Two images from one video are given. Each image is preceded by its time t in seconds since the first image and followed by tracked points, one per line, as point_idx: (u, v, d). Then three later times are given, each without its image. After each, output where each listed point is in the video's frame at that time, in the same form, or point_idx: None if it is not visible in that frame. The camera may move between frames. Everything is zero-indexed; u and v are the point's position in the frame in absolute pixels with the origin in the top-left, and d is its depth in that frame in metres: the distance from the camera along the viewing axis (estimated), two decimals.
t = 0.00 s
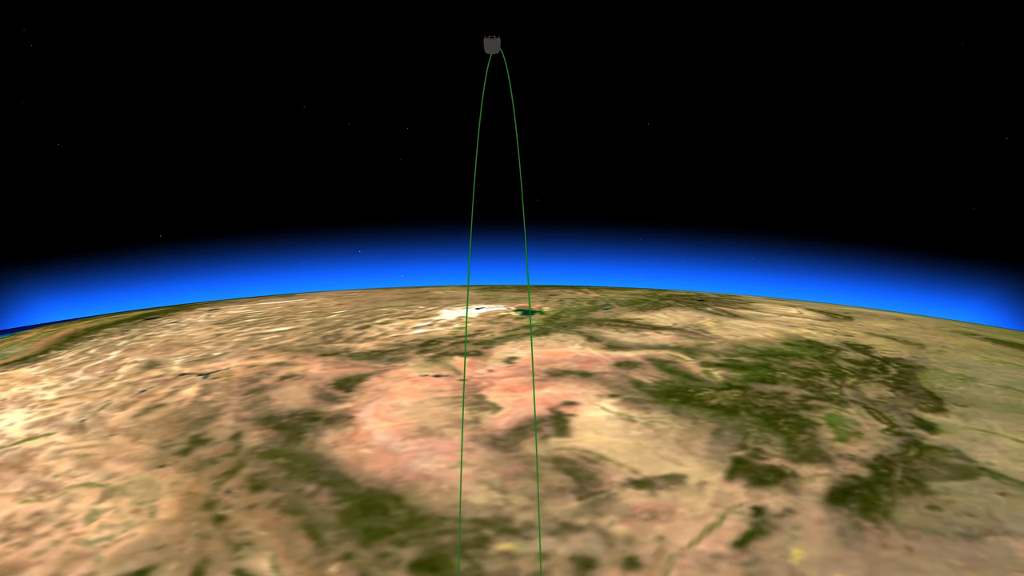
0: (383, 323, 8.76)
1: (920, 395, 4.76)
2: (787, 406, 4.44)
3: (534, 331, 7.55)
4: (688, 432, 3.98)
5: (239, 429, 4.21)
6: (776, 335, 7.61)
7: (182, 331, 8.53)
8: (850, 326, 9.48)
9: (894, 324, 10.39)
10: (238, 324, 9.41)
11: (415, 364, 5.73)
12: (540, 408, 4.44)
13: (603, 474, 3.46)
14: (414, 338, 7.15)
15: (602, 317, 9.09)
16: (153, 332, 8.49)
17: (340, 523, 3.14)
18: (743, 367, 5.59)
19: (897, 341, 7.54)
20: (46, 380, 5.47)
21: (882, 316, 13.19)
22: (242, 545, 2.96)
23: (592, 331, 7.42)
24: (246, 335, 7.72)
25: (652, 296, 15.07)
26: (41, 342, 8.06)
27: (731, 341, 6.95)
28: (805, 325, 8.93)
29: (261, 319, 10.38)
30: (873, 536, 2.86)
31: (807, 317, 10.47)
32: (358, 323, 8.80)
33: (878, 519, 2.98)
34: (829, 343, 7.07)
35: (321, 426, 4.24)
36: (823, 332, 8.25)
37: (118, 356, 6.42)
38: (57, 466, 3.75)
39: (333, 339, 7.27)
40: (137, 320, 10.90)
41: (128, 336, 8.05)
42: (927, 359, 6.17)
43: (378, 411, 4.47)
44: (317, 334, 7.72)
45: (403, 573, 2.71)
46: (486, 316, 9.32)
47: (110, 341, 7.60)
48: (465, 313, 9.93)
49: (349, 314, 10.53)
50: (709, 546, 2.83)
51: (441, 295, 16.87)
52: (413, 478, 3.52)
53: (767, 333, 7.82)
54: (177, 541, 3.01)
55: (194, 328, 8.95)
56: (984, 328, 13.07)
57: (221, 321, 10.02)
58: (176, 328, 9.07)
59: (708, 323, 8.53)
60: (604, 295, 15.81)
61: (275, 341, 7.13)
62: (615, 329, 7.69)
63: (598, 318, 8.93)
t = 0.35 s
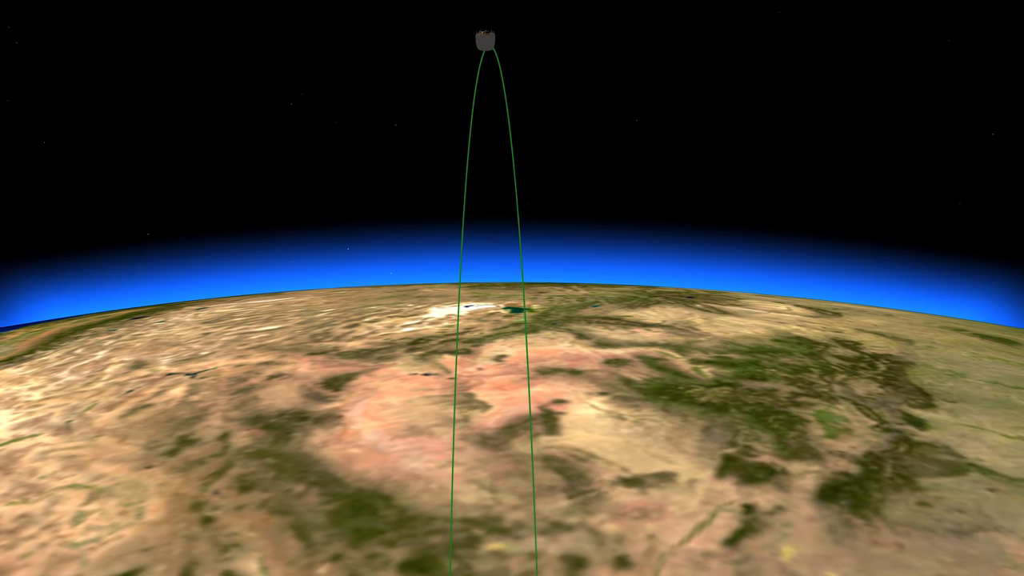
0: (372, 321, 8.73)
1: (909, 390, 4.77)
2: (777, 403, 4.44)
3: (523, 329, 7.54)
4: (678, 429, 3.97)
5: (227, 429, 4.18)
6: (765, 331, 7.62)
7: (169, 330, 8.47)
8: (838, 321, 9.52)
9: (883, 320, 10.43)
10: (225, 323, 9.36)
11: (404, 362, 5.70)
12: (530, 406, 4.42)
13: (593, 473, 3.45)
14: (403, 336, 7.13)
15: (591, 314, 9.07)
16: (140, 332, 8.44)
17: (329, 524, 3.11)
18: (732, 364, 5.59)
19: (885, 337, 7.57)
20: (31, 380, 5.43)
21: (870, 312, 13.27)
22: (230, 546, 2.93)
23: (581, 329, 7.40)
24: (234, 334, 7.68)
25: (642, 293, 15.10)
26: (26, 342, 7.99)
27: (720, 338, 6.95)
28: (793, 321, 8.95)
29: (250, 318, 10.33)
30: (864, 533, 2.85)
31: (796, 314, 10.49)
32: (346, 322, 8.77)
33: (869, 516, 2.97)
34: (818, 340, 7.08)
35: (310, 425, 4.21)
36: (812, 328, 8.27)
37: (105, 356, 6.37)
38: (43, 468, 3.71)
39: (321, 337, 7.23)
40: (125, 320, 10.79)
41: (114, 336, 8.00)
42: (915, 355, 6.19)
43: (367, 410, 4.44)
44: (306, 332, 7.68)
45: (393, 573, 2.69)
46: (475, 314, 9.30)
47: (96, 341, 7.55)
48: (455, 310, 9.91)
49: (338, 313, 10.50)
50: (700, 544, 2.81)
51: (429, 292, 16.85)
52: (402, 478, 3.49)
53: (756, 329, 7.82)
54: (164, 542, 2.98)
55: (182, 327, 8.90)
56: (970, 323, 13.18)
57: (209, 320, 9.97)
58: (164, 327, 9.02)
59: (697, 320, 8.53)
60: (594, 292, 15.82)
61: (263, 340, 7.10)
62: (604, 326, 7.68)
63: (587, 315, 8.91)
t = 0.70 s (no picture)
0: (360, 319, 8.71)
1: (898, 386, 4.78)
2: (766, 399, 4.43)
3: (512, 326, 7.51)
4: (668, 427, 3.96)
5: (214, 430, 4.15)
6: (753, 327, 7.63)
7: (156, 330, 8.42)
8: (826, 317, 9.56)
9: (871, 316, 10.48)
10: (212, 321, 9.31)
11: (392, 361, 5.68)
12: (518, 404, 4.40)
13: (583, 471, 3.43)
14: (391, 335, 7.11)
15: (579, 311, 9.06)
16: (127, 331, 8.39)
17: (317, 524, 3.08)
18: (721, 361, 5.59)
19: (873, 332, 7.59)
20: (15, 381, 5.38)
21: (858, 308, 13.33)
22: (218, 548, 2.90)
23: (569, 326, 7.39)
24: (221, 333, 7.64)
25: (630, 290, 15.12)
26: (10, 343, 7.91)
27: (709, 335, 6.96)
28: (782, 318, 8.97)
29: (237, 316, 10.28)
30: (853, 529, 2.84)
31: (785, 310, 10.52)
32: (333, 320, 8.74)
33: (858, 512, 2.96)
34: (806, 336, 7.09)
35: (297, 425, 4.18)
36: (801, 324, 8.29)
37: (90, 355, 6.32)
38: (27, 469, 3.66)
39: (308, 336, 7.19)
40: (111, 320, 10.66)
41: (100, 335, 7.95)
42: (903, 350, 6.21)
43: (355, 409, 4.42)
44: (293, 331, 7.63)
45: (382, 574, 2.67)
46: (462, 312, 9.26)
47: (81, 341, 7.49)
48: (444, 308, 9.90)
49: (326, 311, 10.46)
50: (690, 542, 2.80)
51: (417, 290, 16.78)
52: (391, 477, 3.46)
53: (744, 325, 7.83)
54: (151, 544, 2.94)
55: (169, 327, 8.85)
56: (956, 318, 13.29)
57: (196, 319, 9.91)
58: (151, 326, 8.96)
59: (686, 317, 8.54)
60: (583, 289, 15.80)
61: (251, 339, 7.06)
62: (593, 323, 7.67)
63: (576, 312, 8.90)
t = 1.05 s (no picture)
0: (348, 318, 8.67)
1: (887, 382, 4.79)
2: (756, 396, 4.43)
3: (501, 324, 7.50)
4: (658, 424, 3.95)
5: (202, 430, 4.12)
6: (742, 324, 7.64)
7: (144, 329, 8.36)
8: (815, 314, 9.59)
9: (860, 312, 10.53)
10: (200, 320, 9.25)
11: (381, 359, 5.65)
12: (508, 402, 4.39)
13: (573, 470, 3.41)
14: (380, 333, 7.08)
15: (569, 309, 9.05)
16: (114, 331, 8.32)
17: (306, 525, 3.05)
18: (711, 358, 5.58)
19: (862, 329, 7.62)
20: None
21: (846, 304, 13.39)
22: (206, 549, 2.86)
23: (559, 323, 7.38)
24: (208, 332, 7.60)
25: (619, 287, 15.13)
26: None
27: (698, 332, 6.96)
28: (771, 314, 8.99)
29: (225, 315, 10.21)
30: (844, 527, 2.83)
31: (774, 306, 10.55)
32: (322, 318, 8.70)
33: (849, 510, 2.95)
34: (796, 332, 7.10)
35: (286, 425, 4.15)
36: (790, 321, 8.30)
37: (76, 355, 6.27)
38: (12, 471, 3.62)
39: (297, 335, 7.15)
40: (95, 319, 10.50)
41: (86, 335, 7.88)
42: (892, 347, 6.23)
43: (343, 408, 4.40)
44: (281, 329, 7.58)
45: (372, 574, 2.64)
46: (451, 310, 9.24)
47: (67, 341, 7.43)
48: (433, 306, 9.88)
49: (314, 309, 10.41)
50: (680, 540, 2.78)
51: (405, 288, 16.70)
52: (380, 477, 3.44)
53: (734, 322, 7.84)
54: (138, 546, 2.91)
55: (156, 326, 8.78)
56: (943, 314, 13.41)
57: (184, 318, 9.85)
58: (139, 326, 8.89)
59: (676, 314, 8.55)
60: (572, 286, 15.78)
61: (238, 338, 7.02)
62: (582, 321, 7.66)
63: (565, 310, 8.89)
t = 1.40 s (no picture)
0: (336, 316, 8.63)
1: (875, 378, 4.80)
2: (745, 393, 4.43)
3: (490, 322, 7.47)
4: (648, 422, 3.94)
5: (189, 430, 4.09)
6: (730, 320, 7.65)
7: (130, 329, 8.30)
8: (804, 310, 9.62)
9: (847, 308, 10.58)
10: (186, 319, 9.18)
11: (369, 358, 5.62)
12: (497, 401, 4.37)
13: (563, 468, 3.39)
14: (368, 331, 7.05)
15: (557, 306, 9.02)
16: (100, 331, 8.25)
17: (294, 526, 3.02)
18: (700, 354, 5.58)
19: (850, 324, 7.64)
20: None
21: (834, 300, 13.46)
22: (193, 551, 2.83)
23: (547, 321, 7.36)
24: (195, 331, 7.55)
25: (607, 283, 15.13)
26: None
27: (687, 328, 6.96)
28: (759, 310, 9.01)
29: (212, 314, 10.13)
30: (834, 524, 2.82)
31: (762, 302, 10.58)
32: (309, 317, 8.66)
33: (839, 506, 2.95)
34: (784, 328, 7.12)
35: (274, 425, 4.12)
36: (778, 317, 8.32)
37: (61, 355, 6.22)
38: None
39: (284, 334, 7.10)
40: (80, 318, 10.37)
41: (71, 335, 7.81)
42: (880, 342, 6.25)
43: (332, 408, 4.37)
44: (269, 328, 7.53)
45: None
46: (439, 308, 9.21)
47: (52, 341, 7.36)
48: (422, 304, 9.85)
49: (302, 308, 10.35)
50: (671, 538, 2.77)
51: (392, 286, 16.60)
52: (369, 477, 3.41)
53: (722, 319, 7.85)
54: (125, 549, 2.87)
55: (142, 325, 8.71)
56: (929, 309, 13.54)
57: (170, 318, 9.78)
58: (125, 326, 8.81)
59: (664, 311, 8.55)
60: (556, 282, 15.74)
61: (225, 337, 6.97)
62: (570, 318, 7.64)
63: (554, 307, 8.87)
